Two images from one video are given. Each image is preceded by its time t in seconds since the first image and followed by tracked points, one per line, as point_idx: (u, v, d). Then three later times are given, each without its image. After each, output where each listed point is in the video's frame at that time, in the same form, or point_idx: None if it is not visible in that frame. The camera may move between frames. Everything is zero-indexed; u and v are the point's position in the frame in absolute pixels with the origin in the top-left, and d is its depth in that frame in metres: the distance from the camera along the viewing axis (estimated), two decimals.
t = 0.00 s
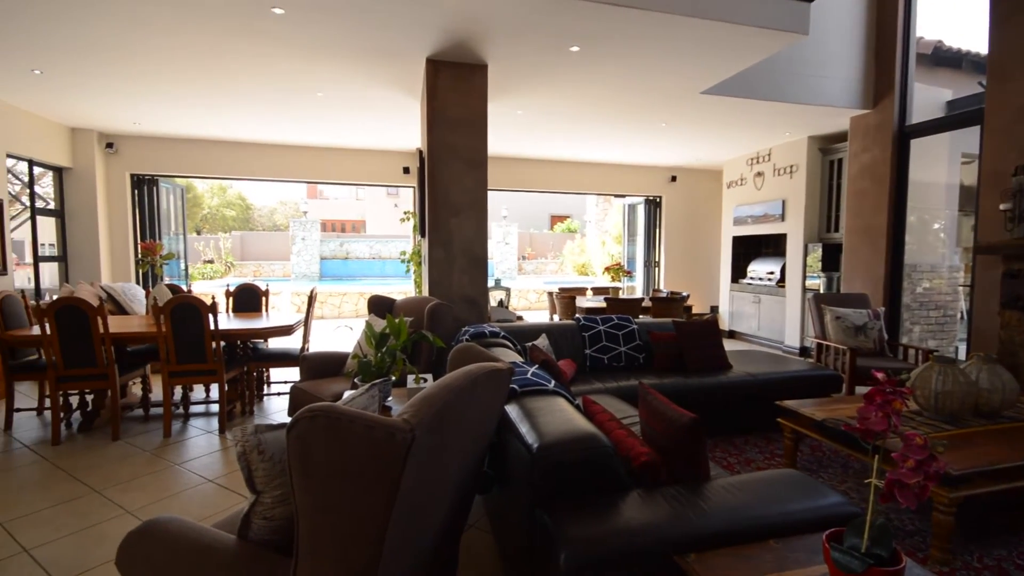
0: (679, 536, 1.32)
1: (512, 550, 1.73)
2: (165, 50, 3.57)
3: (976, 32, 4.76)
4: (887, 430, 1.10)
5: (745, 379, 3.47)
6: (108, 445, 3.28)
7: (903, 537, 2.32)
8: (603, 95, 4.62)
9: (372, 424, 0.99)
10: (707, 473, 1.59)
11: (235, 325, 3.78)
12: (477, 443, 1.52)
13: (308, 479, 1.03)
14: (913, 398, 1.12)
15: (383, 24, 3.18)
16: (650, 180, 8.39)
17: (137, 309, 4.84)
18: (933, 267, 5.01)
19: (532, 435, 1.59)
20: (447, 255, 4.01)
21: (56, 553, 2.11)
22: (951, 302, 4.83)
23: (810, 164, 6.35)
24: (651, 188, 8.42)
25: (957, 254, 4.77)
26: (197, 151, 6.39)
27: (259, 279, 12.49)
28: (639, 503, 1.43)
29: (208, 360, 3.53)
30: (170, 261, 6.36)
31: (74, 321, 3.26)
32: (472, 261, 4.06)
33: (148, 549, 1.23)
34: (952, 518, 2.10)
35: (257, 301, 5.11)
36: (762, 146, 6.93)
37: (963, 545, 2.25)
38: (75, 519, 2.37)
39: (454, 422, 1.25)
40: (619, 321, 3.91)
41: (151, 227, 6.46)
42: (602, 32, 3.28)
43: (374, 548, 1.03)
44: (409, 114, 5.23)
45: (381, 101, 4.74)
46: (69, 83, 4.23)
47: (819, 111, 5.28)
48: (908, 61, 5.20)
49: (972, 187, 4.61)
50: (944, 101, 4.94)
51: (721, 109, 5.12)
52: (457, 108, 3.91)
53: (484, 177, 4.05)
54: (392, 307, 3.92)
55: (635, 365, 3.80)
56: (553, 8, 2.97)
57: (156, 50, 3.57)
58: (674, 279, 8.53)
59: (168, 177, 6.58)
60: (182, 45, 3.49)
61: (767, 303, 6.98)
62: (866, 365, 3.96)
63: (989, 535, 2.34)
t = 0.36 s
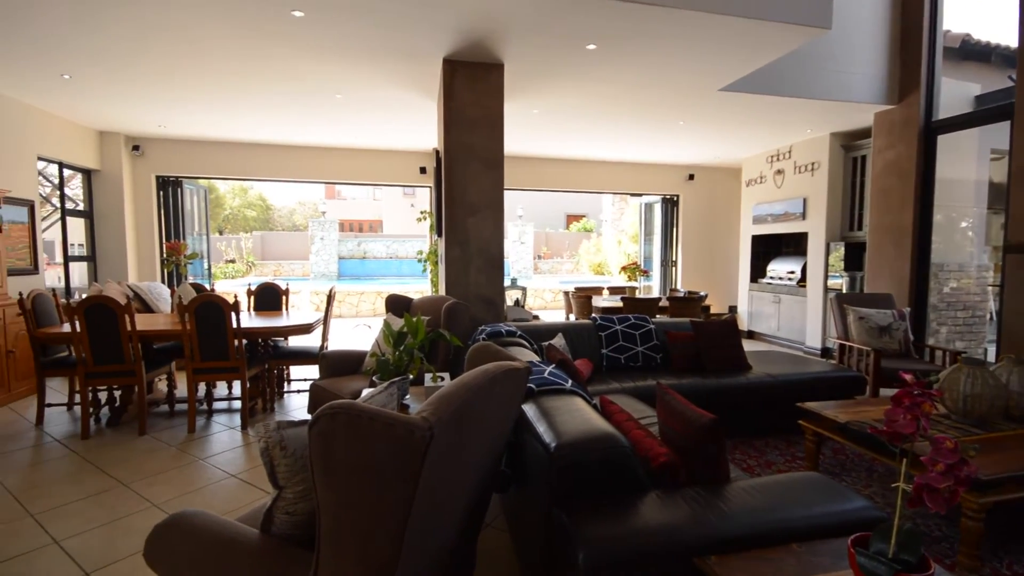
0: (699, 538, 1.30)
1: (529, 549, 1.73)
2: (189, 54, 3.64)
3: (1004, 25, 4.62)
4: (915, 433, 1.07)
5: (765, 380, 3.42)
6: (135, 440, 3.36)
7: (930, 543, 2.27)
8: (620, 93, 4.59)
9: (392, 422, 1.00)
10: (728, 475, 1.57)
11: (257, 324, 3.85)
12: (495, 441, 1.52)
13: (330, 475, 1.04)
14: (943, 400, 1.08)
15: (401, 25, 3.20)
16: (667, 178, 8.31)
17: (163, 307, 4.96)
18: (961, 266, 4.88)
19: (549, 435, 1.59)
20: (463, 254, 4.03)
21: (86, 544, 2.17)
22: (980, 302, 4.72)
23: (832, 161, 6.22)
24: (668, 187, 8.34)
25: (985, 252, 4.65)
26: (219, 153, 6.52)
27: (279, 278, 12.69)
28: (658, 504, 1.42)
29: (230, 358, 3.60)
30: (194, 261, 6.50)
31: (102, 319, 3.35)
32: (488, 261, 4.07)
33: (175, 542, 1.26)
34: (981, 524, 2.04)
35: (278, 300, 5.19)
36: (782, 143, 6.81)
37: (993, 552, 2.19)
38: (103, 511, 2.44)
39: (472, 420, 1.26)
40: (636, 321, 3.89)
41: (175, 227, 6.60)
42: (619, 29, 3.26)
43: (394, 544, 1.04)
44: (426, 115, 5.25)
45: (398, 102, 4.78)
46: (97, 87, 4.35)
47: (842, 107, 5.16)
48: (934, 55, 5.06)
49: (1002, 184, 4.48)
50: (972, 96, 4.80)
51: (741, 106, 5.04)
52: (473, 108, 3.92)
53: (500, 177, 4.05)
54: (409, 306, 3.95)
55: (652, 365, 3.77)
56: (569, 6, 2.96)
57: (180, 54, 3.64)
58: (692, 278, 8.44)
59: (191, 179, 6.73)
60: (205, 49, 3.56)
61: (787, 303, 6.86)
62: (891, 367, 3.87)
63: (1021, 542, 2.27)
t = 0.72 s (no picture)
0: (720, 540, 1.29)
1: (547, 548, 1.73)
2: (213, 58, 3.71)
3: None
4: (947, 436, 1.04)
5: (786, 382, 3.37)
6: (161, 435, 3.45)
7: (958, 549, 2.21)
8: (638, 91, 4.55)
9: (412, 419, 1.01)
10: (748, 477, 1.55)
11: (278, 322, 3.91)
12: (513, 440, 1.53)
13: (352, 472, 1.05)
14: (976, 403, 1.06)
15: (420, 26, 3.22)
16: (685, 177, 8.23)
17: (187, 306, 5.07)
18: (990, 266, 4.74)
19: (568, 434, 1.59)
20: (480, 254, 4.04)
21: (115, 535, 2.24)
22: (1010, 303, 4.59)
23: (855, 158, 6.09)
24: (686, 185, 8.25)
25: (1016, 251, 4.52)
26: (241, 155, 6.63)
27: (298, 277, 12.87)
28: (677, 506, 1.41)
29: (252, 355, 3.66)
30: (216, 261, 6.63)
31: (131, 316, 3.44)
32: (505, 260, 4.07)
33: (202, 534, 1.29)
34: (1012, 531, 1.98)
35: (298, 298, 5.27)
36: (804, 141, 6.69)
37: None
38: (131, 504, 2.51)
39: (491, 419, 1.26)
40: (653, 320, 3.86)
41: (199, 228, 6.74)
42: (638, 27, 3.23)
43: (415, 541, 1.05)
44: (443, 115, 5.28)
45: (416, 102, 4.81)
46: (125, 91, 4.46)
47: (867, 103, 5.05)
48: (963, 49, 4.92)
49: None
50: (1002, 91, 4.64)
51: (762, 103, 4.96)
52: (491, 108, 3.93)
53: (517, 176, 4.05)
54: (427, 305, 3.98)
55: (670, 365, 3.74)
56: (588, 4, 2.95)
57: (205, 58, 3.72)
58: (710, 278, 8.34)
59: (215, 180, 6.86)
60: (229, 53, 3.62)
61: (808, 303, 6.74)
62: (917, 369, 3.79)
63: None
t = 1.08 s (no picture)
0: (742, 544, 1.27)
1: (564, 548, 1.73)
2: (237, 61, 3.78)
3: None
4: (980, 440, 1.01)
5: (808, 384, 3.31)
6: (186, 430, 3.53)
7: (988, 557, 2.15)
8: (657, 89, 4.51)
9: (434, 418, 1.02)
10: (769, 480, 1.53)
11: (299, 320, 3.97)
12: (532, 439, 1.53)
13: (374, 469, 1.07)
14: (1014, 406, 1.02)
15: (438, 27, 3.24)
16: (704, 175, 8.12)
17: (211, 304, 5.18)
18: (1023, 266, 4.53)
19: (586, 434, 1.58)
20: (497, 253, 4.05)
21: (142, 528, 2.29)
22: None
23: (881, 155, 5.95)
24: (705, 184, 8.16)
25: None
26: (262, 156, 6.74)
27: (318, 276, 13.05)
28: (698, 508, 1.39)
29: (274, 353, 3.73)
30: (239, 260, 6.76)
31: (158, 314, 3.52)
32: (522, 260, 4.07)
33: (228, 526, 1.31)
34: None
35: (317, 297, 5.35)
36: (827, 137, 6.56)
37: None
38: (157, 497, 2.57)
39: (511, 418, 1.26)
40: (671, 320, 3.82)
41: (222, 228, 6.88)
42: (657, 24, 3.21)
43: (435, 537, 1.06)
44: (460, 115, 5.30)
45: (434, 103, 4.84)
46: (152, 95, 4.57)
47: (893, 98, 4.93)
48: (995, 41, 4.76)
49: None
50: None
51: (785, 99, 4.87)
52: (508, 107, 3.93)
53: (534, 176, 4.04)
54: (444, 304, 3.99)
55: (688, 366, 3.70)
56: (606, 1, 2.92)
57: (228, 62, 3.79)
58: (729, 277, 8.22)
59: (237, 181, 6.99)
60: (251, 56, 3.69)
61: (831, 303, 6.61)
62: (946, 372, 3.68)
63: None
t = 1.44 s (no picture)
0: (764, 548, 1.25)
1: (583, 548, 1.73)
2: (259, 64, 3.84)
3: None
4: (1015, 445, 0.98)
5: (832, 386, 3.24)
6: (211, 425, 3.61)
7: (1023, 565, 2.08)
8: (676, 86, 4.46)
9: (454, 416, 1.02)
10: (792, 484, 1.50)
11: (319, 319, 4.03)
12: (550, 439, 1.53)
13: (395, 466, 1.08)
14: None
15: (456, 28, 3.25)
16: (723, 173, 8.01)
17: (234, 303, 5.29)
18: None
19: (605, 435, 1.58)
20: (514, 253, 4.05)
21: (169, 520, 2.35)
22: None
23: (908, 152, 5.79)
24: (725, 182, 8.04)
25: None
26: (283, 157, 6.86)
27: (337, 275, 13.22)
28: (719, 510, 1.38)
29: (295, 350, 3.79)
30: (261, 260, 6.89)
31: (184, 312, 3.61)
32: (539, 259, 4.07)
33: (253, 520, 1.34)
34: None
35: (337, 296, 5.42)
36: (851, 134, 6.41)
37: None
38: (184, 491, 2.64)
39: (530, 417, 1.27)
40: (691, 320, 3.78)
41: (245, 228, 7.02)
42: (676, 21, 3.17)
43: (455, 535, 1.07)
44: (477, 115, 5.31)
45: (452, 102, 4.86)
46: (178, 98, 4.68)
47: (921, 93, 4.79)
48: None
49: None
50: None
51: (808, 95, 4.78)
52: (526, 107, 3.93)
53: (552, 175, 4.03)
54: (461, 303, 4.01)
55: (707, 366, 3.65)
56: None
57: (251, 65, 3.85)
58: (749, 276, 8.10)
59: (259, 182, 7.12)
60: (273, 59, 3.75)
61: (855, 303, 6.46)
62: (976, 374, 3.58)
63: None
